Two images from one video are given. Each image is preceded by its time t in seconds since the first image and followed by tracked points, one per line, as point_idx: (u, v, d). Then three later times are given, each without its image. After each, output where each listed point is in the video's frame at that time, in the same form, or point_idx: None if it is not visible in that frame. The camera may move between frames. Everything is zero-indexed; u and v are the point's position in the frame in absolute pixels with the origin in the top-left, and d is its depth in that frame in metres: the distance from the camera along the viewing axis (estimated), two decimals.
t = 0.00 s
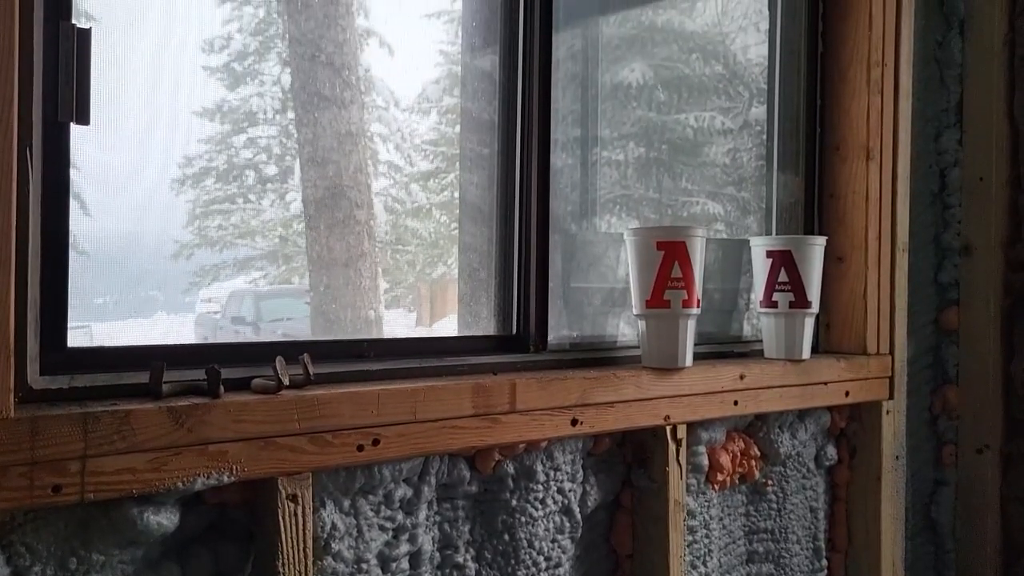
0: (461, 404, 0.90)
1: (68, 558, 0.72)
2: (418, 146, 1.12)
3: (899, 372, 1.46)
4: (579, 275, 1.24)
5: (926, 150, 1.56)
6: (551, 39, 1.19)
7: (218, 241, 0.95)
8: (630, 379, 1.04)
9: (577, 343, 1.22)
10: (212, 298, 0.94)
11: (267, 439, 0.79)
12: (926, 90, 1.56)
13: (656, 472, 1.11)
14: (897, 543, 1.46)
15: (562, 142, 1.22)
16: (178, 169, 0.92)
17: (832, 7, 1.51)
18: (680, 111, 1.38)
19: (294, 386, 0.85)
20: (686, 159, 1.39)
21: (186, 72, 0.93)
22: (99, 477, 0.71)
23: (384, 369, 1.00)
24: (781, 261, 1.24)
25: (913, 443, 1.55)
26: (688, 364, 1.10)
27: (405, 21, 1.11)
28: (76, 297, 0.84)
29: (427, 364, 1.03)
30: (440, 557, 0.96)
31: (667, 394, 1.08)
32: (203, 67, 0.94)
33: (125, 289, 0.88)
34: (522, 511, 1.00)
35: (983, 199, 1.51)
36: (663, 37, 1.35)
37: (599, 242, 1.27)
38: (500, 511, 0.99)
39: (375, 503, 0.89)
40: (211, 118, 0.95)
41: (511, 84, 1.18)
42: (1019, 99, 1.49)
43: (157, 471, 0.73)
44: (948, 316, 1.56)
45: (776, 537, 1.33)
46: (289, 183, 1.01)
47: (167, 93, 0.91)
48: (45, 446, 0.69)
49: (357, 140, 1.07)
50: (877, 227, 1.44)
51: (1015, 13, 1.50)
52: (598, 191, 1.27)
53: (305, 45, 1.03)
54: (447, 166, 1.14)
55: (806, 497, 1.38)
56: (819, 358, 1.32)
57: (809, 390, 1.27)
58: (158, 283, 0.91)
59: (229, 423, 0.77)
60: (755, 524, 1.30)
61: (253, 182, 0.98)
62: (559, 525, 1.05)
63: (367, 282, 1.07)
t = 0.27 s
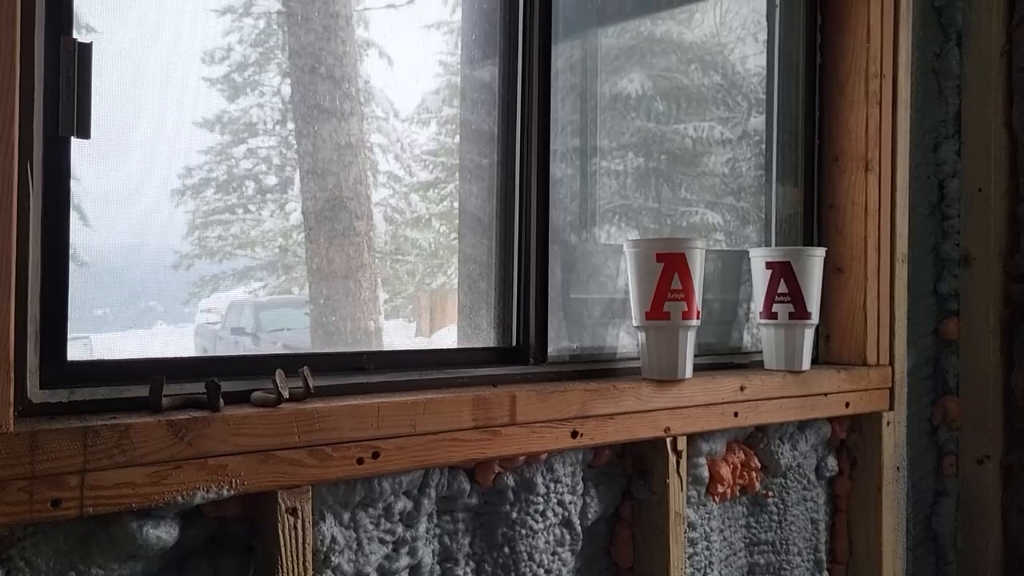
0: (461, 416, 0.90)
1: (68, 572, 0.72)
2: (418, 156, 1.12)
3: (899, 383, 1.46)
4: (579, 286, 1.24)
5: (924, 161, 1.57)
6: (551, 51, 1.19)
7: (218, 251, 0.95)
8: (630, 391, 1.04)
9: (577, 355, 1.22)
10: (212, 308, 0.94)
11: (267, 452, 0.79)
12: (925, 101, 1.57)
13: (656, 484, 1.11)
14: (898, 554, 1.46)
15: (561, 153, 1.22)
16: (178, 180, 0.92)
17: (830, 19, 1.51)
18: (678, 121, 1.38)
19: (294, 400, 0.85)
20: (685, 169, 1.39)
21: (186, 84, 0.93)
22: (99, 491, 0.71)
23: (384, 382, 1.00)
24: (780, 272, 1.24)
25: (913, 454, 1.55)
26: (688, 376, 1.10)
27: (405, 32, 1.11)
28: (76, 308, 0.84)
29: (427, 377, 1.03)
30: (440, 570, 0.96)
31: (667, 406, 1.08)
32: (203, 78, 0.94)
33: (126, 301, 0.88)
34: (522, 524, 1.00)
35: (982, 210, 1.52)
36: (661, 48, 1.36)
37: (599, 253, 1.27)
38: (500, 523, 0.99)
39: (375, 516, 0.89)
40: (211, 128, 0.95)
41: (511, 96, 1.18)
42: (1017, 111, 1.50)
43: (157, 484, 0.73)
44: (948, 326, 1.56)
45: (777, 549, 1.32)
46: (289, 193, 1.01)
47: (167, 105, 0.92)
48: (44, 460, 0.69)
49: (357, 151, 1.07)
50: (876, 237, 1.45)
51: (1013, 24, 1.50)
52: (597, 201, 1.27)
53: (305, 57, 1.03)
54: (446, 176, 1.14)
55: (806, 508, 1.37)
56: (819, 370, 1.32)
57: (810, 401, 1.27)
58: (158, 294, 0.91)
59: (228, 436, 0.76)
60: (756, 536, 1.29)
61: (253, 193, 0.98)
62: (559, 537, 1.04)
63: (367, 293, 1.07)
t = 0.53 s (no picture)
0: (460, 426, 0.90)
1: None
2: (417, 164, 1.12)
3: (898, 392, 1.46)
4: (578, 295, 1.24)
5: (922, 170, 1.57)
6: (549, 59, 1.20)
7: (217, 258, 0.95)
8: (629, 400, 1.04)
9: (576, 364, 1.22)
10: (212, 316, 0.94)
11: (266, 463, 0.78)
12: (923, 109, 1.57)
13: (656, 494, 1.10)
14: (898, 563, 1.45)
15: (559, 161, 1.22)
16: (178, 188, 0.92)
17: (828, 27, 1.52)
18: (677, 129, 1.38)
19: (293, 410, 0.85)
20: (683, 176, 1.39)
21: (185, 93, 0.93)
22: (97, 502, 0.70)
23: (383, 392, 0.99)
24: (780, 281, 1.24)
25: (913, 462, 1.55)
26: (687, 385, 1.10)
27: (404, 41, 1.11)
28: (75, 317, 0.84)
29: (426, 387, 1.03)
30: None
31: (666, 415, 1.08)
32: (202, 87, 0.94)
33: (124, 309, 0.88)
34: (522, 534, 1.00)
35: (980, 218, 1.52)
36: (660, 56, 1.36)
37: (598, 260, 1.27)
38: (500, 533, 0.99)
39: (374, 527, 0.89)
40: (211, 136, 0.95)
41: (509, 105, 1.19)
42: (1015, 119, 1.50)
43: (155, 496, 0.73)
44: (947, 334, 1.56)
45: (777, 558, 1.32)
46: (288, 202, 1.01)
47: (166, 114, 0.92)
48: (42, 472, 0.68)
49: (356, 160, 1.07)
50: (875, 244, 1.45)
51: (1010, 33, 1.51)
52: (596, 208, 1.27)
53: (304, 66, 1.03)
54: (445, 184, 1.14)
55: (806, 517, 1.37)
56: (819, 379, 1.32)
57: (810, 410, 1.27)
58: (158, 302, 0.91)
59: (227, 447, 0.76)
60: (756, 545, 1.29)
61: (252, 201, 0.98)
62: (559, 547, 1.04)
63: (366, 301, 1.07)
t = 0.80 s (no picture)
0: (459, 438, 0.90)
1: None
2: (416, 172, 1.12)
3: (898, 401, 1.46)
4: (577, 304, 1.24)
5: (920, 179, 1.57)
6: (548, 69, 1.20)
7: (216, 267, 0.95)
8: (629, 411, 1.04)
9: (575, 375, 1.22)
10: (210, 324, 0.94)
11: (265, 476, 0.78)
12: (921, 118, 1.57)
13: (656, 505, 1.10)
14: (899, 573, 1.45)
15: (558, 169, 1.23)
16: (177, 197, 0.92)
17: (826, 36, 1.52)
18: (675, 138, 1.39)
19: (291, 422, 0.85)
20: (682, 185, 1.39)
21: (185, 102, 0.93)
22: (95, 516, 0.70)
23: (381, 404, 0.99)
24: (779, 290, 1.24)
25: (913, 472, 1.55)
26: (686, 396, 1.10)
27: (403, 50, 1.11)
28: (74, 327, 0.84)
29: (425, 398, 1.03)
30: None
31: (666, 426, 1.08)
32: (202, 95, 0.95)
33: (123, 318, 0.88)
34: (521, 545, 0.99)
35: (978, 228, 1.52)
36: (658, 65, 1.36)
37: (597, 269, 1.27)
38: (499, 545, 0.98)
39: (372, 539, 0.88)
40: (210, 145, 0.95)
41: (508, 114, 1.19)
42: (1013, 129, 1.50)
43: (153, 509, 0.73)
44: (946, 343, 1.55)
45: (777, 569, 1.32)
46: (287, 210, 1.01)
47: (166, 124, 0.92)
48: (41, 485, 0.68)
49: (354, 169, 1.07)
50: (874, 253, 1.45)
51: (1007, 43, 1.51)
52: (595, 217, 1.27)
53: (303, 76, 1.04)
54: (444, 193, 1.14)
55: (806, 528, 1.37)
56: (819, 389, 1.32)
57: (809, 420, 1.27)
58: (157, 311, 0.91)
59: (226, 459, 0.76)
60: (756, 556, 1.29)
61: (251, 209, 0.98)
62: (558, 559, 1.04)
63: (365, 310, 1.07)
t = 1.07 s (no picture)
0: (457, 449, 0.89)
1: None
2: (415, 180, 1.12)
3: (898, 411, 1.45)
4: (576, 313, 1.24)
5: (918, 188, 1.58)
6: (546, 78, 1.20)
7: (215, 275, 0.95)
8: (627, 421, 1.04)
9: (574, 386, 1.22)
10: (210, 332, 0.94)
11: (262, 487, 0.78)
12: (919, 127, 1.57)
13: (655, 516, 1.10)
14: None
15: (557, 177, 1.23)
16: (177, 205, 0.92)
17: (824, 45, 1.52)
18: (674, 145, 1.39)
19: (289, 434, 0.85)
20: (681, 193, 1.39)
21: (185, 111, 0.94)
22: (92, 528, 0.70)
23: (380, 414, 0.99)
24: (777, 300, 1.24)
25: (913, 482, 1.54)
26: (685, 406, 1.10)
27: (402, 58, 1.12)
28: (72, 335, 0.84)
29: (423, 410, 1.03)
30: None
31: (665, 436, 1.08)
32: (201, 104, 0.95)
33: (122, 327, 0.88)
34: (520, 556, 0.99)
35: (977, 237, 1.52)
36: (656, 73, 1.37)
37: (595, 277, 1.27)
38: (497, 556, 0.98)
39: (370, 551, 0.88)
40: (210, 153, 0.95)
41: (506, 123, 1.19)
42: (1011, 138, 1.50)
43: (151, 521, 0.72)
44: (946, 352, 1.55)
45: None
46: (287, 218, 1.01)
47: (165, 132, 0.92)
48: (38, 498, 0.68)
49: (354, 177, 1.07)
50: (873, 260, 1.45)
51: (1005, 52, 1.51)
52: (594, 225, 1.27)
53: (302, 85, 1.04)
54: (444, 201, 1.14)
55: (806, 538, 1.36)
56: (818, 398, 1.32)
57: (809, 429, 1.27)
58: (156, 319, 0.91)
59: (223, 471, 0.76)
60: (756, 566, 1.28)
61: (251, 217, 0.98)
62: (557, 570, 1.04)
63: (364, 319, 1.07)
